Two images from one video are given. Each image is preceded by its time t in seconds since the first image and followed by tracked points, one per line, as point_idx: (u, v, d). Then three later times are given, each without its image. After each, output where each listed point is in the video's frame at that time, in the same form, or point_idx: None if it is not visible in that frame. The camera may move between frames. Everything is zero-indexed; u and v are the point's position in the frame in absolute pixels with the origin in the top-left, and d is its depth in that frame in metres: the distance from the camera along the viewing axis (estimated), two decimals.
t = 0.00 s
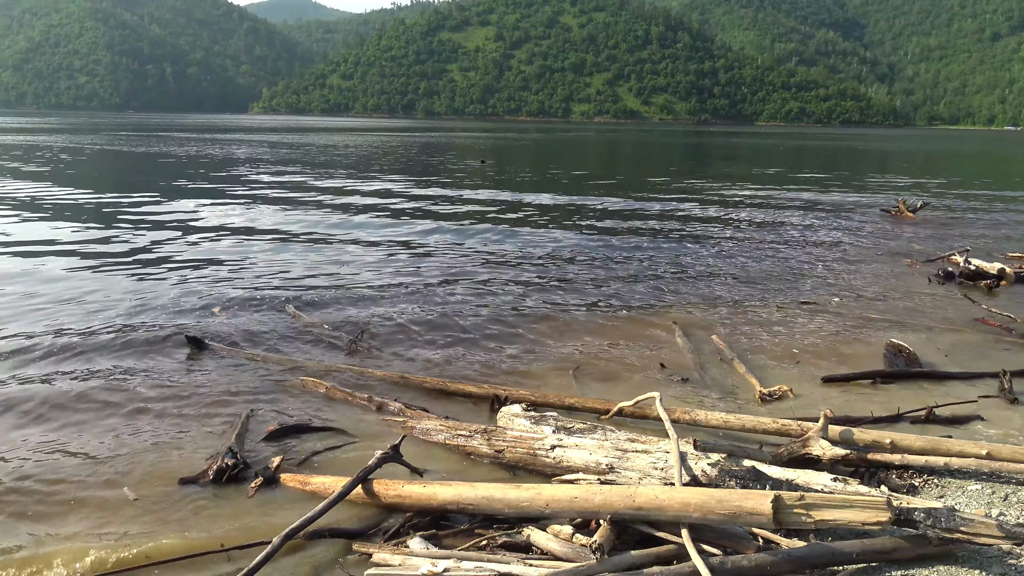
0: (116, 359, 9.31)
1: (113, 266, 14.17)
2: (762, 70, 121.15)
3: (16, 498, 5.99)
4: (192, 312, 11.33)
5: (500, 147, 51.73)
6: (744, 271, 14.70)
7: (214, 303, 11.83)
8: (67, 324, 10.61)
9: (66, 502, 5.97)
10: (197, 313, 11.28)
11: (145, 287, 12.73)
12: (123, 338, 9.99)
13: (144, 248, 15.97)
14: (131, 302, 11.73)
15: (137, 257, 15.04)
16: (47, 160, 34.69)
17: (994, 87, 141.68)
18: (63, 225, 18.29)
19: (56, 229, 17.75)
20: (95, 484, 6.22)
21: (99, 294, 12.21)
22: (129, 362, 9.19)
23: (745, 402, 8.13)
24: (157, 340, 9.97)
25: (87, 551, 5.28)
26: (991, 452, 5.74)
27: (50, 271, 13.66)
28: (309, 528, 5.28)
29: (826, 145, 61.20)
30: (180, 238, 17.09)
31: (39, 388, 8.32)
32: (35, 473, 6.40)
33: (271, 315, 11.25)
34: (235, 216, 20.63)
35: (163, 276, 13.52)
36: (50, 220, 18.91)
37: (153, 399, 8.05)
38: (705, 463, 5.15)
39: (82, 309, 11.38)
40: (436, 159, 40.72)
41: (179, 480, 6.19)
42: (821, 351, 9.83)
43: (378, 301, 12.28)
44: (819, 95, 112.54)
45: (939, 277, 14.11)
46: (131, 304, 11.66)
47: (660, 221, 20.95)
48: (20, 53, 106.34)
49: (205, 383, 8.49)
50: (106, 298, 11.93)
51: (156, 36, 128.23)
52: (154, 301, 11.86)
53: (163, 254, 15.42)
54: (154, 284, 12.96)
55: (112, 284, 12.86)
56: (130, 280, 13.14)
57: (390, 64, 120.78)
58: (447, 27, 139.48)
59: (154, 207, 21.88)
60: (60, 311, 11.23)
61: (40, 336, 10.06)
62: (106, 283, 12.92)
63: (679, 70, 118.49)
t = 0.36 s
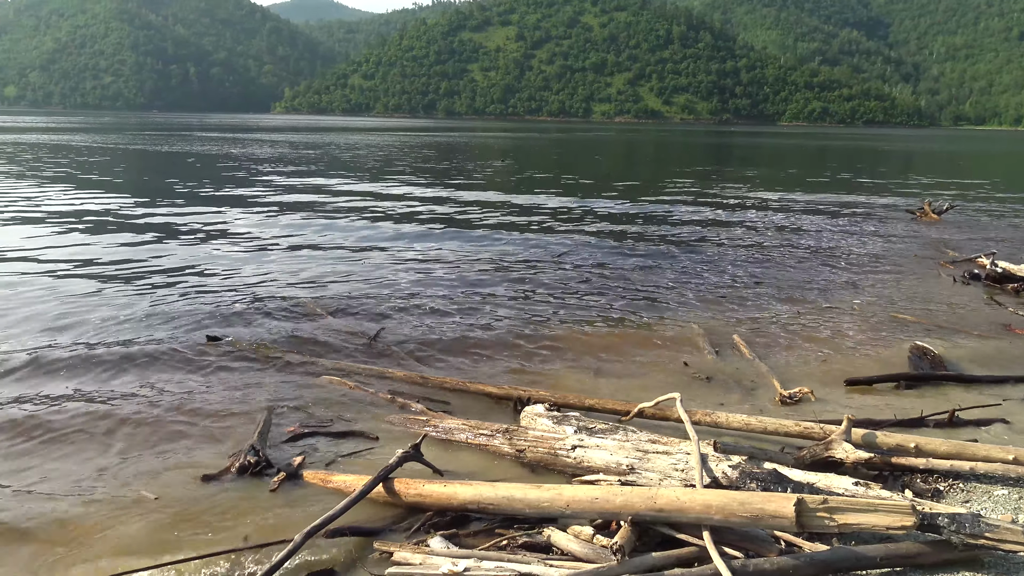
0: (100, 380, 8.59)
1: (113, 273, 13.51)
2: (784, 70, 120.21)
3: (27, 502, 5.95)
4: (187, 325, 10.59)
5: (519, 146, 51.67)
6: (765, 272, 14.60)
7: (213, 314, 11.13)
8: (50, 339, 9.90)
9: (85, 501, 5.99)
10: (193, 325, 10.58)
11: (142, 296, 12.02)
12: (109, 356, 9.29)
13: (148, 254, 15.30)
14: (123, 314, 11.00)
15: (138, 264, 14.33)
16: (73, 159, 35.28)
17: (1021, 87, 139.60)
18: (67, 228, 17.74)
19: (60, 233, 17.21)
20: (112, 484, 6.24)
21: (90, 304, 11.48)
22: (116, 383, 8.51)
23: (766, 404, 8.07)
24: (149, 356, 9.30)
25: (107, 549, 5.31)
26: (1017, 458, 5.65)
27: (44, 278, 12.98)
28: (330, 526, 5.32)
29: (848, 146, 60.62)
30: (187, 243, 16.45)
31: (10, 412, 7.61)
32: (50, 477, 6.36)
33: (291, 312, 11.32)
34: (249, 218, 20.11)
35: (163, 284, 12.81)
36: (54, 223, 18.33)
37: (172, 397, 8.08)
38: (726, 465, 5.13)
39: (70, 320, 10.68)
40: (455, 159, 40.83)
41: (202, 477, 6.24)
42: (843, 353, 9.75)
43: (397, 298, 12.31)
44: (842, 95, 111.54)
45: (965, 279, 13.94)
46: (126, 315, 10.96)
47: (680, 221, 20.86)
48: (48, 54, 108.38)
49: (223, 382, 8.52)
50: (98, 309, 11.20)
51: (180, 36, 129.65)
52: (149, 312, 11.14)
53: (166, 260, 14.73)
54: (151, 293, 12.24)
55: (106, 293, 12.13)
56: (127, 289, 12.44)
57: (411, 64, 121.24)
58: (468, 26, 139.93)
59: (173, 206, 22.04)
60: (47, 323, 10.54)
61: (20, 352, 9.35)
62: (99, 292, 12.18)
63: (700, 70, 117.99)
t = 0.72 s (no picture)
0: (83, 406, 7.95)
1: (107, 287, 12.83)
2: (804, 68, 119.15)
3: (40, 508, 5.92)
4: (182, 343, 9.92)
5: (537, 146, 51.61)
6: (784, 272, 14.49)
7: (211, 330, 10.45)
8: (31, 359, 9.25)
9: (104, 503, 6.03)
10: (188, 342, 9.94)
11: (135, 312, 11.33)
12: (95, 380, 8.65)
13: (148, 264, 14.64)
14: (113, 333, 10.32)
15: (136, 275, 13.66)
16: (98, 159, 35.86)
17: None
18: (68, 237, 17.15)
19: (60, 241, 16.63)
20: (130, 487, 6.25)
21: (79, 322, 10.82)
22: (100, 409, 7.88)
23: (787, 403, 8.02)
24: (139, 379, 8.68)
25: (122, 550, 5.31)
26: None
27: (52, 284, 12.83)
28: (349, 525, 5.33)
29: (868, 145, 59.95)
30: (191, 251, 15.84)
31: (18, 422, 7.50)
32: (63, 482, 6.33)
33: (307, 311, 11.38)
34: (258, 224, 19.46)
35: (160, 298, 12.13)
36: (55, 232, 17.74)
37: (189, 399, 8.08)
38: (746, 466, 5.13)
39: (57, 339, 10.02)
40: (475, 159, 40.90)
41: (223, 477, 6.27)
42: (864, 353, 9.66)
43: (413, 297, 12.35)
44: (861, 93, 110.39)
45: (989, 278, 13.77)
46: (115, 334, 10.29)
47: (698, 221, 20.75)
48: (72, 57, 110.57)
49: (240, 382, 8.59)
50: (87, 327, 10.53)
51: (200, 38, 130.90)
52: (143, 330, 10.48)
53: (166, 271, 14.07)
54: (163, 298, 12.12)
55: (99, 309, 11.46)
56: (122, 303, 11.79)
57: (429, 64, 121.57)
58: (485, 27, 140.33)
59: (188, 208, 22.03)
60: (31, 341, 9.91)
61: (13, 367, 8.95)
62: (91, 308, 11.53)
63: (718, 68, 117.39)
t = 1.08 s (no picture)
0: (52, 435, 7.31)
1: (96, 296, 12.12)
2: (824, 69, 118.16)
3: (52, 511, 5.90)
4: (165, 363, 9.21)
5: (555, 146, 51.53)
6: (802, 274, 14.41)
7: (198, 349, 9.71)
8: (37, 363, 9.11)
9: (123, 499, 6.09)
10: (197, 347, 9.77)
11: (121, 326, 10.60)
12: (68, 403, 7.98)
13: (142, 271, 13.93)
14: (93, 350, 9.62)
15: (129, 284, 12.95)
16: (120, 159, 36.30)
17: None
18: (75, 238, 16.81)
19: (75, 240, 16.59)
20: (146, 488, 6.25)
21: (59, 335, 10.15)
22: (121, 405, 7.98)
23: (806, 406, 7.97)
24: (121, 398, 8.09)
25: (138, 552, 5.31)
26: None
27: (74, 281, 13.03)
28: (367, 523, 5.35)
29: (889, 146, 59.27)
30: (211, 250, 16.01)
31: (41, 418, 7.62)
32: (81, 479, 6.38)
33: (326, 311, 11.45)
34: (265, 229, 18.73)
35: (148, 310, 11.38)
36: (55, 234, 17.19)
37: (206, 399, 8.10)
38: (764, 468, 5.12)
39: (31, 356, 9.33)
40: (493, 158, 41.03)
41: (242, 475, 6.33)
42: (883, 356, 9.60)
43: (431, 297, 12.39)
44: (882, 94, 109.27)
45: (1012, 282, 13.61)
46: (95, 350, 9.57)
47: (716, 223, 20.66)
48: (94, 57, 112.08)
49: (258, 379, 8.66)
50: (65, 342, 9.82)
51: (221, 38, 132.02)
52: (126, 346, 9.77)
53: (161, 279, 13.34)
54: (182, 296, 12.25)
55: (82, 321, 10.76)
56: (131, 305, 11.64)
57: (447, 64, 121.82)
58: (504, 27, 140.46)
59: (205, 208, 22.04)
60: (37, 344, 9.78)
61: (35, 364, 9.08)
62: (73, 320, 10.81)
63: (738, 69, 116.74)
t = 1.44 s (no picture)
0: (72, 432, 7.39)
1: (106, 299, 11.99)
2: (843, 68, 117.19)
3: (67, 512, 5.91)
4: (148, 386, 8.48)
5: (572, 147, 51.67)
6: (821, 275, 14.32)
7: (188, 368, 9.00)
8: (58, 359, 9.24)
9: (142, 498, 6.13)
10: (216, 345, 9.86)
11: (105, 342, 9.89)
12: (54, 421, 7.56)
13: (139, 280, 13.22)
14: (96, 355, 9.42)
15: (139, 286, 12.83)
16: (142, 159, 36.72)
17: None
18: (97, 237, 17.06)
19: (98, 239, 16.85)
20: (165, 491, 6.25)
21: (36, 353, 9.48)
22: (142, 400, 8.09)
23: (826, 409, 7.92)
24: (113, 413, 7.72)
25: (158, 550, 5.36)
26: None
27: (97, 279, 13.22)
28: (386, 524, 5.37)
29: (910, 146, 58.73)
30: (230, 250, 16.16)
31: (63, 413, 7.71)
32: (101, 479, 6.44)
33: (344, 311, 11.53)
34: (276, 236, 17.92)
35: (137, 325, 10.63)
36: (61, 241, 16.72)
37: (223, 400, 8.12)
38: (784, 471, 5.10)
39: (16, 371, 8.86)
40: (511, 159, 41.25)
41: (262, 474, 6.37)
42: (903, 359, 9.52)
43: (449, 298, 12.43)
44: (903, 94, 108.18)
45: None
46: (88, 364, 9.11)
47: (733, 223, 20.61)
48: (116, 59, 113.44)
49: (276, 378, 8.72)
50: (44, 360, 9.14)
51: (240, 40, 133.08)
52: (146, 344, 9.87)
53: (182, 278, 13.52)
54: (201, 295, 12.39)
55: (67, 338, 10.07)
56: (151, 303, 11.78)
57: (464, 65, 122.08)
58: (521, 28, 140.58)
59: (225, 208, 22.25)
60: (59, 341, 9.92)
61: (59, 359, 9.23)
62: (60, 337, 10.15)
63: (756, 69, 116.09)
